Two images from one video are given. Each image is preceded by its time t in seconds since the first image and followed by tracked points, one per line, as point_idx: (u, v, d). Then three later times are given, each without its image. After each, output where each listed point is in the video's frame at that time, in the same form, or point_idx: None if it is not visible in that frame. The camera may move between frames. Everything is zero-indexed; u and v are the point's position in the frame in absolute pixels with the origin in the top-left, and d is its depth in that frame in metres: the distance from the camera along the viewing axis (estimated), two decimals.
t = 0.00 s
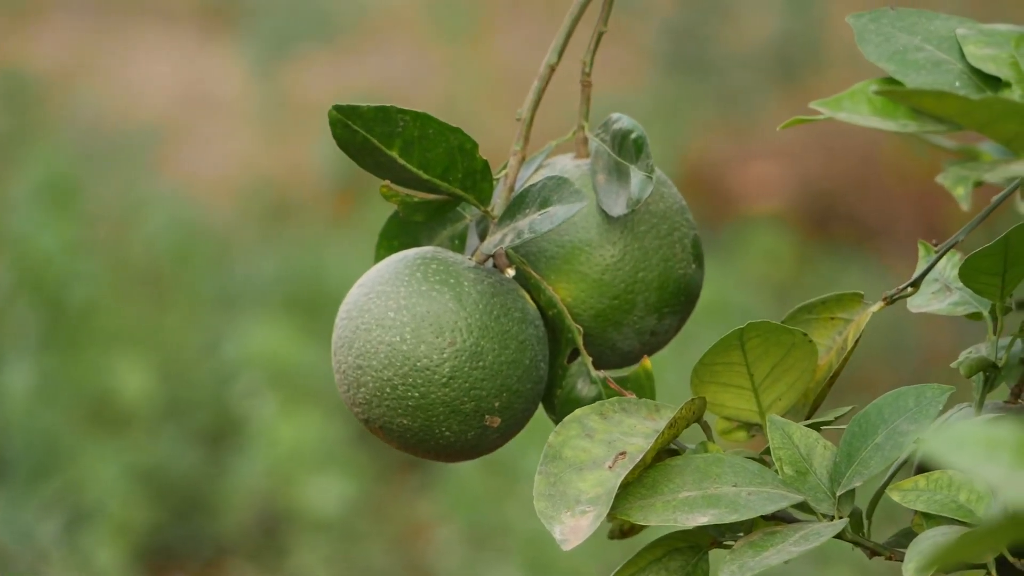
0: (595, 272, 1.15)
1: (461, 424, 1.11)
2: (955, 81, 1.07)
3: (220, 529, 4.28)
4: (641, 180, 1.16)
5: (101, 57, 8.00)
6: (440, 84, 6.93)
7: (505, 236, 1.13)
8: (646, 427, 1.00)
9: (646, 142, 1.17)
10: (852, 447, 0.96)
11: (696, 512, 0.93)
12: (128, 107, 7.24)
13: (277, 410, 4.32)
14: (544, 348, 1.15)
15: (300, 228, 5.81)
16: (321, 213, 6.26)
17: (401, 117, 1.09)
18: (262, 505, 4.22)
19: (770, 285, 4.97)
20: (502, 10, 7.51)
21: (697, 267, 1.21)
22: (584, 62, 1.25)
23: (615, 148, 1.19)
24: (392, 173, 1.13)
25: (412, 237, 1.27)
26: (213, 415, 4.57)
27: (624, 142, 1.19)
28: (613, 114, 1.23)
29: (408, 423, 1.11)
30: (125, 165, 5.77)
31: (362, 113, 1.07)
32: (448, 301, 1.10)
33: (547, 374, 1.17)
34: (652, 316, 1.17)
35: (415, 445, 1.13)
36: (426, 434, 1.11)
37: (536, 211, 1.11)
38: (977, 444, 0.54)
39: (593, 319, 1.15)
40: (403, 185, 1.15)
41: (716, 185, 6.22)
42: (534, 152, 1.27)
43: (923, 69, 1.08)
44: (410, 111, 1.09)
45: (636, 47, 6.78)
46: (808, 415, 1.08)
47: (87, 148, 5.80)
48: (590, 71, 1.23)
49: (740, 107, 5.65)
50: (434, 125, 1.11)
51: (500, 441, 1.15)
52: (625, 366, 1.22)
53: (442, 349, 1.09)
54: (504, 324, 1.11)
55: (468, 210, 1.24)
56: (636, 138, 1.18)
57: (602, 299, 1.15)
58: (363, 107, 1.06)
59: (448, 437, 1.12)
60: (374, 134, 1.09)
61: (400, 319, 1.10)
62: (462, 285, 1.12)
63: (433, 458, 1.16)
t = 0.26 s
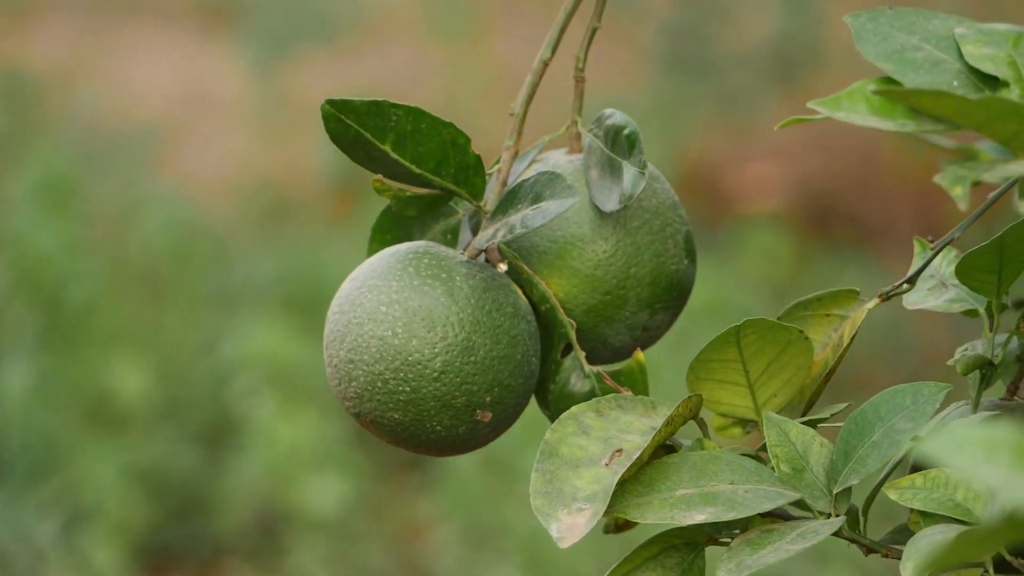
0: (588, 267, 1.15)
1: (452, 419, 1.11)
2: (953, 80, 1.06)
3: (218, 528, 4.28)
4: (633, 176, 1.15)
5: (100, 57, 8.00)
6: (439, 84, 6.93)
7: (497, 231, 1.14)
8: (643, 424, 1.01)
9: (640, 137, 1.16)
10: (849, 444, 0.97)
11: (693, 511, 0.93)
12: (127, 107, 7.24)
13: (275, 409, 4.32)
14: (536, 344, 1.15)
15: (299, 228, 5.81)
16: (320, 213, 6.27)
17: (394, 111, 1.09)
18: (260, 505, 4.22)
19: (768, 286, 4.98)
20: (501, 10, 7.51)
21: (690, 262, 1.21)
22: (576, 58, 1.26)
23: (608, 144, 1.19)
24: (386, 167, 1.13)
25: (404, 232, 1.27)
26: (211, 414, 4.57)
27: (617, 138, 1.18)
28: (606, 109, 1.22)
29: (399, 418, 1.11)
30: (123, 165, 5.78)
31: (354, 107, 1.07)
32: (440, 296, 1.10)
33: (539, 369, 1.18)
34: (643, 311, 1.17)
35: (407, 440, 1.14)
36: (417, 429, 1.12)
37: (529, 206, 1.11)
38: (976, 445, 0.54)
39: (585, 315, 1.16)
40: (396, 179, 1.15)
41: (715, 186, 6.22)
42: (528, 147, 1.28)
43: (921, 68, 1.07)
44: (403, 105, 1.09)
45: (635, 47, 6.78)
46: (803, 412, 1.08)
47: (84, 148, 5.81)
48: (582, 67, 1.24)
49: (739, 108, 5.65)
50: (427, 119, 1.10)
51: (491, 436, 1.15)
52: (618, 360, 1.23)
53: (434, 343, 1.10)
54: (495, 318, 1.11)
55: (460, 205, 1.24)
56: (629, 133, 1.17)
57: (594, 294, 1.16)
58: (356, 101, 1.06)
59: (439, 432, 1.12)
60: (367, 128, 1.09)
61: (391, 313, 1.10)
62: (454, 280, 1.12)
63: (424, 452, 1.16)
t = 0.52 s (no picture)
0: (576, 260, 1.16)
1: (438, 409, 1.12)
2: (953, 78, 1.06)
3: (217, 529, 4.27)
4: (623, 169, 1.15)
5: (99, 58, 8.01)
6: (438, 84, 6.93)
7: (486, 223, 1.13)
8: (640, 420, 1.00)
9: (629, 130, 1.16)
10: (846, 442, 0.96)
11: (691, 507, 0.92)
12: (125, 107, 7.25)
13: (274, 410, 4.31)
14: (524, 336, 1.16)
15: (298, 228, 5.81)
16: (319, 213, 6.27)
17: (384, 102, 1.09)
18: (259, 505, 4.22)
19: (767, 287, 4.98)
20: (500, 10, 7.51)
21: (678, 256, 1.21)
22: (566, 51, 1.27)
23: (598, 136, 1.19)
24: (375, 158, 1.13)
25: (393, 223, 1.27)
26: (210, 415, 4.56)
27: (607, 131, 1.18)
28: (597, 103, 1.22)
29: (386, 408, 1.13)
30: (121, 166, 5.78)
31: (345, 97, 1.08)
32: (427, 287, 1.12)
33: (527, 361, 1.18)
34: (632, 304, 1.18)
35: (393, 429, 1.15)
36: (404, 419, 1.13)
37: (517, 197, 1.11)
38: (975, 446, 0.54)
39: (573, 307, 1.16)
40: (386, 170, 1.15)
41: (714, 187, 6.23)
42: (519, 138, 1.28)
43: (920, 66, 1.07)
44: (393, 96, 1.09)
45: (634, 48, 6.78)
46: (800, 408, 1.08)
47: (83, 148, 5.81)
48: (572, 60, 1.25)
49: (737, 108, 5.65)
50: (417, 110, 1.11)
51: (478, 426, 1.17)
52: (606, 354, 1.24)
53: (421, 334, 1.11)
54: (483, 310, 1.12)
55: (449, 196, 1.24)
56: (619, 126, 1.17)
57: (582, 287, 1.16)
58: (346, 91, 1.07)
59: (426, 422, 1.13)
60: (357, 119, 1.09)
61: (379, 304, 1.12)
62: (442, 271, 1.13)
63: (411, 442, 1.17)
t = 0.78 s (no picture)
0: (565, 252, 1.16)
1: (425, 400, 1.13)
2: (952, 77, 1.05)
3: (216, 529, 4.27)
4: (612, 161, 1.17)
5: (98, 58, 8.02)
6: (436, 83, 6.93)
7: (475, 214, 1.14)
8: (638, 417, 1.00)
9: (618, 123, 1.18)
10: (844, 438, 0.97)
11: (689, 504, 0.92)
12: (124, 107, 7.25)
13: (272, 410, 4.31)
14: (511, 328, 1.17)
15: (297, 227, 5.82)
16: (318, 213, 6.28)
17: (373, 92, 1.09)
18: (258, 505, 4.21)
19: (766, 287, 4.99)
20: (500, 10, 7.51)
21: (667, 249, 1.22)
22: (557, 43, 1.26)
23: (588, 129, 1.20)
24: (364, 148, 1.13)
25: (382, 213, 1.29)
26: (209, 415, 4.56)
27: (596, 123, 1.19)
28: (586, 96, 1.23)
29: (372, 398, 1.13)
30: (120, 165, 5.78)
31: (335, 87, 1.07)
32: (415, 277, 1.12)
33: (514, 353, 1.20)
34: (620, 297, 1.18)
35: (380, 419, 1.15)
36: (390, 409, 1.14)
37: (506, 188, 1.12)
38: (974, 443, 0.54)
39: (561, 299, 1.17)
40: (375, 160, 1.15)
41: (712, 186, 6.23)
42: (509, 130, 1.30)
43: (920, 64, 1.06)
44: (383, 86, 1.09)
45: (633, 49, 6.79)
46: (796, 404, 1.08)
47: (81, 147, 5.81)
48: (563, 52, 1.25)
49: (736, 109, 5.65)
50: (406, 100, 1.11)
51: (464, 417, 1.17)
52: (593, 346, 1.24)
53: (408, 325, 1.11)
54: (471, 301, 1.12)
55: (439, 187, 1.25)
56: (609, 119, 1.19)
57: (571, 279, 1.16)
58: (336, 81, 1.06)
59: (412, 412, 1.14)
60: (347, 108, 1.09)
61: (367, 294, 1.12)
62: (430, 261, 1.13)
63: (397, 432, 1.18)
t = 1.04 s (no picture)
0: (554, 243, 1.16)
1: (412, 389, 1.13)
2: (951, 75, 1.02)
3: (214, 529, 4.26)
4: (602, 153, 1.16)
5: (95, 58, 8.02)
6: (433, 82, 6.92)
7: (463, 203, 1.14)
8: (636, 414, 1.00)
9: (608, 115, 1.16)
10: (842, 436, 0.96)
11: (688, 503, 0.92)
12: (121, 106, 7.24)
13: (270, 410, 4.31)
14: (498, 318, 1.17)
15: (294, 227, 5.81)
16: (315, 213, 6.28)
17: (363, 80, 1.09)
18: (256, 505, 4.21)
19: (764, 288, 4.99)
20: (497, 10, 7.51)
21: (656, 241, 1.22)
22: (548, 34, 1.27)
23: (577, 120, 1.19)
24: (354, 137, 1.13)
25: (371, 201, 1.29)
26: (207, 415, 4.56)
27: (587, 114, 1.18)
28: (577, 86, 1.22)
29: (359, 386, 1.13)
30: (117, 165, 5.78)
31: (325, 75, 1.07)
32: (403, 266, 1.12)
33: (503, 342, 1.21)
34: (608, 289, 1.18)
35: (366, 408, 1.16)
36: (377, 398, 1.14)
37: (495, 178, 1.12)
38: (972, 441, 0.54)
39: (550, 290, 1.17)
40: (365, 150, 1.15)
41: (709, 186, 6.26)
42: (498, 120, 1.29)
43: (919, 62, 1.04)
44: (373, 75, 1.09)
45: (630, 49, 6.79)
46: (791, 400, 1.08)
47: (78, 147, 5.81)
48: (554, 43, 1.25)
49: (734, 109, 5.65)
50: (396, 89, 1.11)
51: (451, 407, 1.17)
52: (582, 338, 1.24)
53: (395, 314, 1.11)
54: (458, 291, 1.12)
55: (428, 176, 1.26)
56: (598, 110, 1.17)
57: (560, 270, 1.16)
58: (326, 69, 1.07)
59: (398, 402, 1.14)
60: (337, 97, 1.09)
61: (354, 283, 1.12)
62: (418, 251, 1.13)
63: (383, 421, 1.18)
